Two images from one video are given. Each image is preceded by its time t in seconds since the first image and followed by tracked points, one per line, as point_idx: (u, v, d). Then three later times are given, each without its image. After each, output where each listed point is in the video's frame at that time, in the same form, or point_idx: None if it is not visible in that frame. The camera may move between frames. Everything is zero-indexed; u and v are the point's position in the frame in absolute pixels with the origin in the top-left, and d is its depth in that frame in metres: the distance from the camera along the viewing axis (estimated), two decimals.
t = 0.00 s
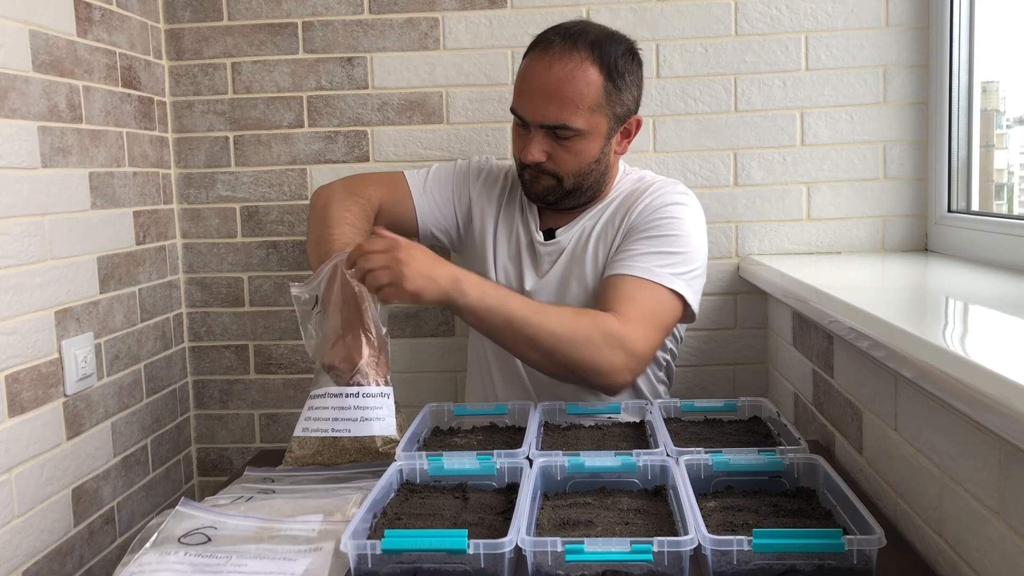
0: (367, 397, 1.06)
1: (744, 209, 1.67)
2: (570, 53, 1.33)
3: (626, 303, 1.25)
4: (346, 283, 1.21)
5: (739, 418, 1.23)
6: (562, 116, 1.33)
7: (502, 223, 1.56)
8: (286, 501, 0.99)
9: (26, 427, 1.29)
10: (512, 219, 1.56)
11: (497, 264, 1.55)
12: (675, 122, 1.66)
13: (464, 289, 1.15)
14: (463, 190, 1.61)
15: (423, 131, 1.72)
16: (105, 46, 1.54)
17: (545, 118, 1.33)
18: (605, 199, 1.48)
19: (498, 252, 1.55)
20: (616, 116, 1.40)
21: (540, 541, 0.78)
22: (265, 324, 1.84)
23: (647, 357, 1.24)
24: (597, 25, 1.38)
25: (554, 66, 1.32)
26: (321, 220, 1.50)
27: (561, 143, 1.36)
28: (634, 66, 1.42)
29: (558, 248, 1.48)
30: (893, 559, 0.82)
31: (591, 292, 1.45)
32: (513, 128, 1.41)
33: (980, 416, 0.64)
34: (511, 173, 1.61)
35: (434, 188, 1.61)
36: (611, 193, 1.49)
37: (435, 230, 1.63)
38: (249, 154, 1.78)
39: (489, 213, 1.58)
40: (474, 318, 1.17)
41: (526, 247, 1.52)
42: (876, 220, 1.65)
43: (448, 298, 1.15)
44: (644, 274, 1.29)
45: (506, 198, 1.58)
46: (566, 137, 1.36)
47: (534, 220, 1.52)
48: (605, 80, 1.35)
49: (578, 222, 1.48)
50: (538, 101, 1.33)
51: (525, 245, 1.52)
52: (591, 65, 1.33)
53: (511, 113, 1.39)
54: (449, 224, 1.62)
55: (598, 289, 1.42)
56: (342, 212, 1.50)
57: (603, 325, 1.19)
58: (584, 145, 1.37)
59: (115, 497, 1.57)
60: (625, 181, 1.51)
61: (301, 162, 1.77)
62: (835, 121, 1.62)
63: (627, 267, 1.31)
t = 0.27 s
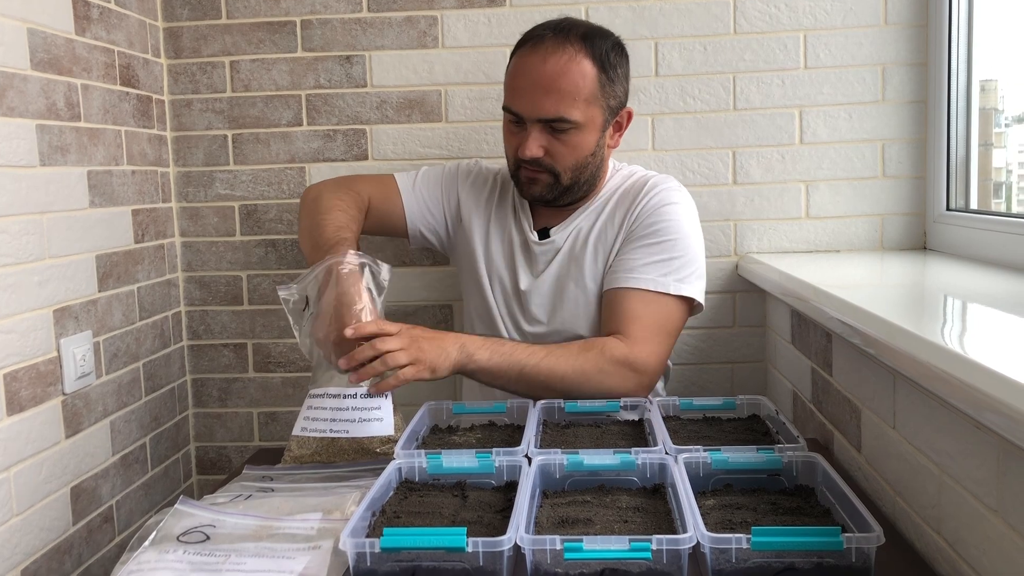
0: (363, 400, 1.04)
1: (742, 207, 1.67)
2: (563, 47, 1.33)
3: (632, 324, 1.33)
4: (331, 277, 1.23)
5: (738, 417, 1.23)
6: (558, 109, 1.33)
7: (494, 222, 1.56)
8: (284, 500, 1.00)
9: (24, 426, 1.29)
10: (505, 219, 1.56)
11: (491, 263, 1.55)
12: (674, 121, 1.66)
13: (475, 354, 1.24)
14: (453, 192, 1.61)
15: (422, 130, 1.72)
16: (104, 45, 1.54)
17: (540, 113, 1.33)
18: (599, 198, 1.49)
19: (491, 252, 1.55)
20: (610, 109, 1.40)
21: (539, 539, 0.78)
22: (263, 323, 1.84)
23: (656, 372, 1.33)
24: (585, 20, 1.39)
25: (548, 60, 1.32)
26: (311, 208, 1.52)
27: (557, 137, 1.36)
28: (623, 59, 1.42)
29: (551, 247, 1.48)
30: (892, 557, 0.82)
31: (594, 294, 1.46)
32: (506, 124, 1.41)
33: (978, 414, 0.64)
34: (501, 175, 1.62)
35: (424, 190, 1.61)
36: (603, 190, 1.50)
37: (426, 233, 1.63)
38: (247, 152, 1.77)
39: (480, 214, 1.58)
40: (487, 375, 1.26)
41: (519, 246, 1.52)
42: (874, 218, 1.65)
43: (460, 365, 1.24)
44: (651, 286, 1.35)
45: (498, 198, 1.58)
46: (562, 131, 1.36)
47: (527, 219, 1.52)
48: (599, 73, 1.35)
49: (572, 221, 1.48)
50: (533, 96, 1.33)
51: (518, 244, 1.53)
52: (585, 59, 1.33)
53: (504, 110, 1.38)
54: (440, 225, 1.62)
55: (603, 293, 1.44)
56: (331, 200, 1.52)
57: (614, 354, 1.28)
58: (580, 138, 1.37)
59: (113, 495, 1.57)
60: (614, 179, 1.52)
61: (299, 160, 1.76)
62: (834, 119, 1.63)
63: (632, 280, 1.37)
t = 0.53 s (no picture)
0: (372, 395, 1.14)
1: (741, 205, 1.67)
2: (551, 42, 1.33)
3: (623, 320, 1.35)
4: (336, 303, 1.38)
5: (737, 415, 1.23)
6: (548, 104, 1.33)
7: (479, 225, 1.56)
8: (283, 498, 1.00)
9: (23, 425, 1.29)
10: (491, 221, 1.55)
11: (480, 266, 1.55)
12: (672, 119, 1.65)
13: (465, 362, 1.28)
14: (435, 202, 1.61)
15: (421, 128, 1.72)
16: (102, 43, 1.54)
17: (528, 108, 1.33)
18: (589, 194, 1.49)
19: (479, 255, 1.55)
20: (599, 104, 1.40)
21: (538, 537, 0.78)
22: (262, 321, 1.84)
23: (648, 367, 1.35)
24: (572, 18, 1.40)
25: (536, 55, 1.32)
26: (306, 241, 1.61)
27: (546, 132, 1.36)
28: (611, 56, 1.42)
29: (542, 245, 1.48)
30: (891, 555, 0.82)
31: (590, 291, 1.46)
32: (494, 121, 1.40)
33: (976, 411, 0.64)
34: (483, 180, 1.61)
35: (408, 204, 1.63)
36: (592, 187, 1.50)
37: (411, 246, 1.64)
38: (246, 151, 1.77)
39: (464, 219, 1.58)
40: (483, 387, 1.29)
41: (508, 247, 1.52)
42: (873, 216, 1.65)
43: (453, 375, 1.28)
44: (643, 280, 1.36)
45: (483, 200, 1.58)
46: (551, 127, 1.35)
47: (516, 220, 1.51)
48: (588, 68, 1.35)
49: (562, 219, 1.48)
50: (521, 91, 1.32)
51: (507, 245, 1.52)
52: (573, 54, 1.33)
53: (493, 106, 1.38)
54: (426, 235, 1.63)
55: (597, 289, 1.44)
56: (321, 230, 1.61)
57: (606, 350, 1.31)
58: (569, 133, 1.37)
59: (112, 494, 1.57)
60: (603, 176, 1.52)
61: (298, 159, 1.76)
62: (833, 117, 1.62)
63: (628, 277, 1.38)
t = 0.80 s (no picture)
0: (359, 361, 1.07)
1: (740, 202, 1.67)
2: (533, 38, 1.32)
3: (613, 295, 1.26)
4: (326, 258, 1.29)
5: (736, 412, 1.23)
6: (531, 99, 1.32)
7: (463, 225, 1.56)
8: (283, 497, 1.02)
9: (22, 424, 1.29)
10: (475, 221, 1.55)
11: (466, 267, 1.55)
12: (671, 116, 1.65)
13: (450, 326, 1.13)
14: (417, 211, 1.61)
15: (420, 126, 1.72)
16: (100, 41, 1.53)
17: (511, 104, 1.32)
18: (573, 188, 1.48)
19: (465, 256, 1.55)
20: (581, 100, 1.39)
21: (537, 535, 0.77)
22: (262, 319, 1.84)
23: (640, 343, 1.24)
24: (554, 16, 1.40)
25: (517, 51, 1.31)
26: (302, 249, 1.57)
27: (530, 127, 1.35)
28: (593, 54, 1.43)
29: (528, 243, 1.48)
30: (891, 552, 0.82)
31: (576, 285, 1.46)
32: (477, 118, 1.40)
33: (976, 409, 0.64)
34: (465, 185, 1.61)
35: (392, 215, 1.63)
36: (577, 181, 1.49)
37: (397, 257, 1.64)
38: (244, 149, 1.77)
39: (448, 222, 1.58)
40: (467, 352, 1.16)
41: (495, 247, 1.52)
42: (872, 213, 1.65)
43: (436, 336, 1.13)
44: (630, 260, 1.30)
45: (466, 201, 1.58)
46: (535, 122, 1.35)
47: (502, 218, 1.51)
48: (570, 64, 1.35)
49: (548, 215, 1.48)
50: (503, 87, 1.32)
51: (493, 245, 1.52)
52: (555, 50, 1.33)
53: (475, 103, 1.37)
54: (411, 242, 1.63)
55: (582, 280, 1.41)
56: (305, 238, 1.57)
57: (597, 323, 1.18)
58: (552, 129, 1.36)
59: (112, 492, 1.57)
60: (588, 171, 1.51)
61: (297, 157, 1.76)
62: (832, 114, 1.62)
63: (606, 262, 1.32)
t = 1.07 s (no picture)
0: (338, 320, 1.07)
1: (740, 200, 1.67)
2: (516, 32, 1.32)
3: (603, 265, 1.19)
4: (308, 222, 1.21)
5: (736, 409, 1.23)
6: (517, 93, 1.31)
7: (455, 224, 1.56)
8: (283, 494, 1.02)
9: (22, 422, 1.29)
10: (466, 219, 1.56)
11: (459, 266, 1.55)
12: (671, 114, 1.65)
13: (437, 287, 1.09)
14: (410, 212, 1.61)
15: (419, 123, 1.72)
16: (100, 39, 1.53)
17: (496, 97, 1.32)
18: (561, 184, 1.48)
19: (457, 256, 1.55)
20: (566, 93, 1.39)
21: (537, 532, 0.77)
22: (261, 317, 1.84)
23: (629, 316, 1.16)
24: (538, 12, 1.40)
25: (501, 45, 1.31)
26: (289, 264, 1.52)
27: (516, 121, 1.34)
28: (576, 49, 1.43)
29: (519, 241, 1.48)
30: (890, 549, 0.82)
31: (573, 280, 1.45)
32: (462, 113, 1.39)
33: (976, 407, 0.64)
34: (455, 184, 1.61)
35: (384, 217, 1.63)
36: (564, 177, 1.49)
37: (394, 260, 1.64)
38: (244, 147, 1.77)
39: (440, 221, 1.59)
40: (453, 314, 1.11)
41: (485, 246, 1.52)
42: (872, 210, 1.65)
43: (419, 297, 1.09)
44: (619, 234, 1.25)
45: (457, 199, 1.59)
46: (521, 116, 1.34)
47: (492, 217, 1.51)
48: (553, 57, 1.34)
49: (538, 211, 1.48)
50: (488, 81, 1.31)
51: (484, 243, 1.52)
52: (539, 43, 1.33)
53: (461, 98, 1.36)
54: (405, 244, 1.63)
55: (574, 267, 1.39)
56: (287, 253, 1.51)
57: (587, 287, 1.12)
58: (539, 122, 1.35)
59: (112, 490, 1.57)
60: (577, 166, 1.51)
61: (296, 155, 1.76)
62: (832, 112, 1.62)
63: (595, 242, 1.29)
